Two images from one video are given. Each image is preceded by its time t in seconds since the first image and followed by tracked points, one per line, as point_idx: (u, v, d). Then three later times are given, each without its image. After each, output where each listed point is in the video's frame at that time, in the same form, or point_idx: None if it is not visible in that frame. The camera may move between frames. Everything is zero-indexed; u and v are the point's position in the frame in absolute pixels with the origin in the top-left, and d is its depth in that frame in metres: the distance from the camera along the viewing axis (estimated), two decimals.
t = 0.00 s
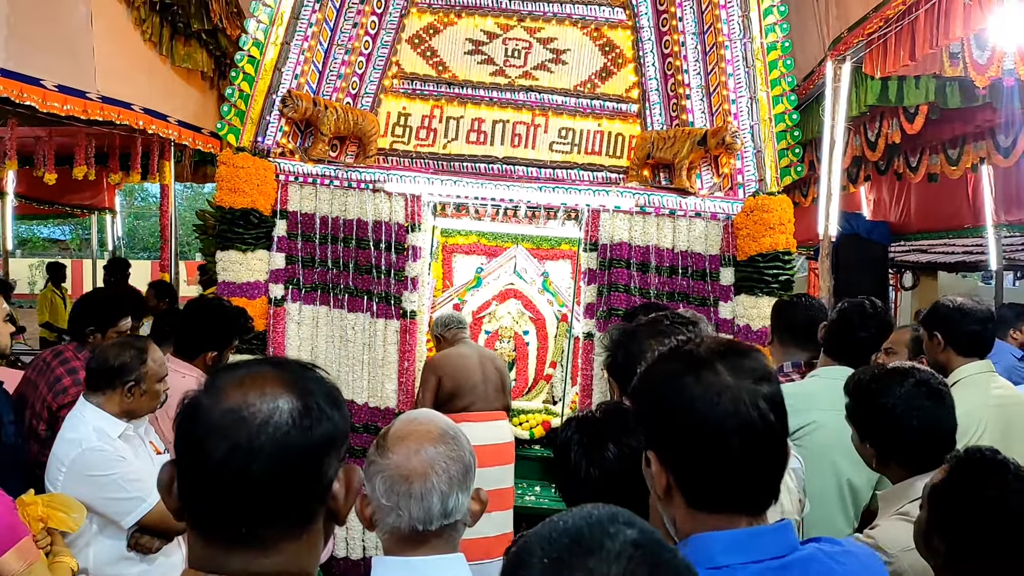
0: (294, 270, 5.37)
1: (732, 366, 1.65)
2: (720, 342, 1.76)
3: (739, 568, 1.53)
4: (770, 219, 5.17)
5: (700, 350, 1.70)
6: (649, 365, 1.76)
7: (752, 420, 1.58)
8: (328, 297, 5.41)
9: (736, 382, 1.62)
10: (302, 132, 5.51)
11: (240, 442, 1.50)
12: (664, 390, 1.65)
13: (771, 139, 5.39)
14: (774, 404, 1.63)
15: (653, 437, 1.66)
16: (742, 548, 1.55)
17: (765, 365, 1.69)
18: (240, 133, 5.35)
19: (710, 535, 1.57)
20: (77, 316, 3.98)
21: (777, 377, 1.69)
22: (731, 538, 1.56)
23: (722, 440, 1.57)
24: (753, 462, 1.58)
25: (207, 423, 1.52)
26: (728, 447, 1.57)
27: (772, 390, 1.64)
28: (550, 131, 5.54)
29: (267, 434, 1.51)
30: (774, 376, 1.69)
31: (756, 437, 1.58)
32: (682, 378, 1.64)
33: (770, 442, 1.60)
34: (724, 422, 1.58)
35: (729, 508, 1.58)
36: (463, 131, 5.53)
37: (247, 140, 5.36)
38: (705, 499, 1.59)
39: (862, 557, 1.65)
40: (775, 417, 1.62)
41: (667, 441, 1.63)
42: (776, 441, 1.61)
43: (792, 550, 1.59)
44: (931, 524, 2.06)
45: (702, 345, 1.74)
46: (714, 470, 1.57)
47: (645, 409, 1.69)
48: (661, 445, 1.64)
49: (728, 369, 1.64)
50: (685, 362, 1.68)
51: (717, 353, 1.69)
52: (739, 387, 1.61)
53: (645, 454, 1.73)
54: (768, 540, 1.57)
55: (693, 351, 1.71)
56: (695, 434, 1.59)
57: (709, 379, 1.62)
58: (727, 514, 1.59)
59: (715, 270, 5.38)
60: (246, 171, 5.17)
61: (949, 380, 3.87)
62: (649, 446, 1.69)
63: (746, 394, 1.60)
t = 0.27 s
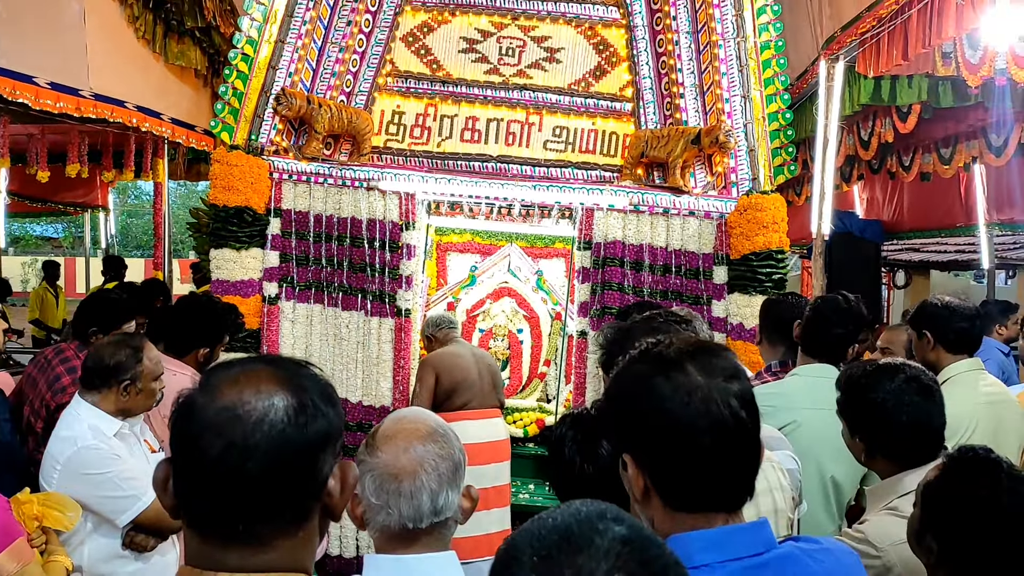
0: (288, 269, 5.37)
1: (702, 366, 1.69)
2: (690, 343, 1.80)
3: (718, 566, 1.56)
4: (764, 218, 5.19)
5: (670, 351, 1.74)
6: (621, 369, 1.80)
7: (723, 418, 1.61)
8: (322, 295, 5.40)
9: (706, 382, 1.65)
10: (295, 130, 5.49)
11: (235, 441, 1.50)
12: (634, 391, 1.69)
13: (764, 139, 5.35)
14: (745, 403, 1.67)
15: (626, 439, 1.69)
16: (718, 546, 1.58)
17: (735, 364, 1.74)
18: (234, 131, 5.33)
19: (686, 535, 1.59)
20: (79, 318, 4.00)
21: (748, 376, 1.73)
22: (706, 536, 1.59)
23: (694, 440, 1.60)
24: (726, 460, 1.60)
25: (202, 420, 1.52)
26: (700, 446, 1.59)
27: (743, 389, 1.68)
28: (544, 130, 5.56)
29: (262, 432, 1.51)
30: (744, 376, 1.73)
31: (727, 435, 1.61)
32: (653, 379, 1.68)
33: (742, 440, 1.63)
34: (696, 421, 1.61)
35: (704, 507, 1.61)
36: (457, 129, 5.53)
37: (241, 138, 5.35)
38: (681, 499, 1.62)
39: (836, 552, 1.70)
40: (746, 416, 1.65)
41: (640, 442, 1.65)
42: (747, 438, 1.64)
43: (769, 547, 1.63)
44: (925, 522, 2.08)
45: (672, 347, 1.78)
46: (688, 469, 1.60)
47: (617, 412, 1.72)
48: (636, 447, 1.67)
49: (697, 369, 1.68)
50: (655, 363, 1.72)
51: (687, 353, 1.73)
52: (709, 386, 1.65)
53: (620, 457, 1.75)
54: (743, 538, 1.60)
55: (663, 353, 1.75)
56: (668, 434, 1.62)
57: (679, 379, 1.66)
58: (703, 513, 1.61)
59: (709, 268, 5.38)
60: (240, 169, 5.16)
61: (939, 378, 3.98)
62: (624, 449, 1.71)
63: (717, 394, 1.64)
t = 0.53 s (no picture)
0: (271, 263, 5.32)
1: (664, 358, 1.71)
2: (650, 334, 1.81)
3: (682, 556, 1.60)
4: (746, 213, 5.24)
5: (630, 345, 1.76)
6: (583, 363, 1.80)
7: (686, 409, 1.64)
8: (305, 289, 5.35)
9: (668, 374, 1.67)
10: (278, 124, 5.45)
11: (217, 432, 1.49)
12: (597, 386, 1.70)
13: (747, 133, 5.49)
14: (706, 393, 1.69)
15: (589, 433, 1.70)
16: (682, 537, 1.62)
17: (695, 356, 1.76)
18: (215, 124, 5.29)
19: (651, 526, 1.63)
20: (65, 312, 4.00)
21: (707, 367, 1.75)
22: (671, 528, 1.62)
23: (657, 432, 1.62)
24: (691, 451, 1.63)
25: (184, 411, 1.52)
26: (662, 438, 1.62)
27: (703, 379, 1.71)
28: (527, 125, 5.56)
29: (245, 422, 1.51)
30: (704, 366, 1.75)
31: (690, 426, 1.63)
32: (615, 372, 1.69)
33: (705, 431, 1.66)
34: (659, 413, 1.63)
35: (667, 498, 1.64)
36: (440, 124, 5.52)
37: (223, 131, 5.30)
38: (647, 491, 1.64)
39: (803, 540, 1.73)
40: (708, 406, 1.68)
41: (604, 435, 1.67)
42: (710, 428, 1.67)
43: (734, 536, 1.65)
44: (904, 510, 2.17)
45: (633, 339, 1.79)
46: (653, 461, 1.62)
47: (579, 406, 1.73)
48: (599, 442, 1.68)
49: (659, 361, 1.70)
50: (617, 356, 1.73)
51: (648, 347, 1.75)
52: (671, 378, 1.67)
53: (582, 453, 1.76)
54: (707, 527, 1.63)
55: (624, 346, 1.76)
56: (631, 427, 1.64)
57: (641, 372, 1.68)
58: (668, 504, 1.64)
59: (690, 263, 5.43)
60: (222, 163, 5.13)
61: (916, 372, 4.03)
62: (586, 444, 1.72)
63: (679, 385, 1.66)
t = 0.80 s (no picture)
0: (249, 253, 5.25)
1: (637, 353, 1.75)
2: (620, 320, 1.85)
3: (648, 536, 1.71)
4: (726, 205, 5.28)
5: (603, 333, 1.79)
6: (554, 350, 1.83)
7: (659, 404, 1.71)
8: (284, 280, 5.30)
9: (642, 369, 1.73)
10: (257, 113, 5.38)
11: (192, 420, 1.47)
12: (571, 379, 1.75)
13: (726, 126, 5.51)
14: (676, 383, 1.76)
15: (563, 425, 1.77)
16: (649, 517, 1.73)
17: (667, 345, 1.80)
18: (193, 113, 5.24)
19: (618, 508, 1.73)
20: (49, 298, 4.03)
21: (677, 355, 1.81)
22: (637, 509, 1.73)
23: (632, 428, 1.70)
24: (659, 444, 1.72)
25: (159, 399, 1.49)
26: (637, 434, 1.70)
27: (673, 371, 1.77)
28: (508, 116, 5.55)
29: (221, 410, 1.49)
30: (674, 354, 1.81)
31: (662, 419, 1.72)
32: (590, 367, 1.74)
33: (674, 424, 1.73)
34: (633, 410, 1.70)
35: (633, 487, 1.74)
36: (421, 114, 5.49)
37: (200, 120, 5.25)
38: (615, 481, 1.74)
39: (762, 516, 1.88)
40: (679, 398, 1.75)
41: (579, 429, 1.74)
42: (681, 420, 1.75)
43: (696, 516, 1.77)
44: (880, 496, 2.24)
45: (604, 327, 1.82)
46: (623, 453, 1.71)
47: (553, 397, 1.78)
48: (570, 432, 1.76)
49: (632, 355, 1.74)
50: (590, 348, 1.77)
51: (621, 336, 1.79)
52: (644, 373, 1.73)
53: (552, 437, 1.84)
54: (671, 507, 1.74)
55: (597, 336, 1.79)
56: (606, 423, 1.71)
57: (615, 367, 1.73)
58: (632, 493, 1.75)
59: (671, 255, 5.44)
60: (199, 151, 5.06)
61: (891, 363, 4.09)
62: (557, 431, 1.80)
63: (652, 379, 1.73)
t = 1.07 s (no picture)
0: (215, 235, 5.16)
1: (594, 327, 1.89)
2: (577, 297, 1.99)
3: (609, 504, 1.82)
4: (693, 188, 5.32)
5: (562, 311, 1.93)
6: (515, 328, 1.96)
7: (615, 374, 1.84)
8: (250, 263, 5.22)
9: (600, 342, 1.86)
10: (222, 92, 5.28)
11: (151, 392, 1.45)
12: (533, 353, 1.88)
13: (694, 109, 5.59)
14: (630, 355, 1.91)
15: (527, 398, 1.88)
16: (610, 486, 1.83)
17: (622, 320, 1.95)
18: (156, 92, 5.13)
19: (582, 479, 1.83)
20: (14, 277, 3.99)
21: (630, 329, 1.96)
22: (600, 479, 1.83)
23: (593, 398, 1.82)
24: (614, 412, 1.84)
25: (116, 372, 1.47)
26: (598, 403, 1.82)
27: (629, 343, 1.92)
28: (477, 98, 5.53)
29: (179, 382, 1.47)
30: (628, 328, 1.96)
31: (620, 389, 1.84)
32: (551, 342, 1.86)
33: (628, 392, 1.86)
34: (595, 381, 1.82)
35: (592, 457, 1.85)
36: (389, 95, 5.45)
37: (164, 100, 5.14)
38: (572, 453, 1.85)
39: (718, 486, 2.00)
40: (634, 369, 1.89)
41: (542, 401, 1.85)
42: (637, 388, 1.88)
43: (655, 484, 1.89)
44: (841, 472, 2.29)
45: (562, 304, 1.96)
46: (582, 423, 1.83)
47: (516, 372, 1.90)
48: (533, 406, 1.87)
49: (590, 330, 1.88)
50: (549, 324, 1.91)
51: (578, 313, 1.93)
52: (602, 346, 1.86)
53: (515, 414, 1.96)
54: (632, 477, 1.85)
55: (556, 313, 1.93)
56: (569, 394, 1.83)
57: (575, 341, 1.86)
58: (594, 463, 1.86)
59: (639, 238, 5.48)
60: (163, 131, 4.92)
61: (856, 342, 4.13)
62: (519, 408, 1.92)
63: (609, 352, 1.85)
